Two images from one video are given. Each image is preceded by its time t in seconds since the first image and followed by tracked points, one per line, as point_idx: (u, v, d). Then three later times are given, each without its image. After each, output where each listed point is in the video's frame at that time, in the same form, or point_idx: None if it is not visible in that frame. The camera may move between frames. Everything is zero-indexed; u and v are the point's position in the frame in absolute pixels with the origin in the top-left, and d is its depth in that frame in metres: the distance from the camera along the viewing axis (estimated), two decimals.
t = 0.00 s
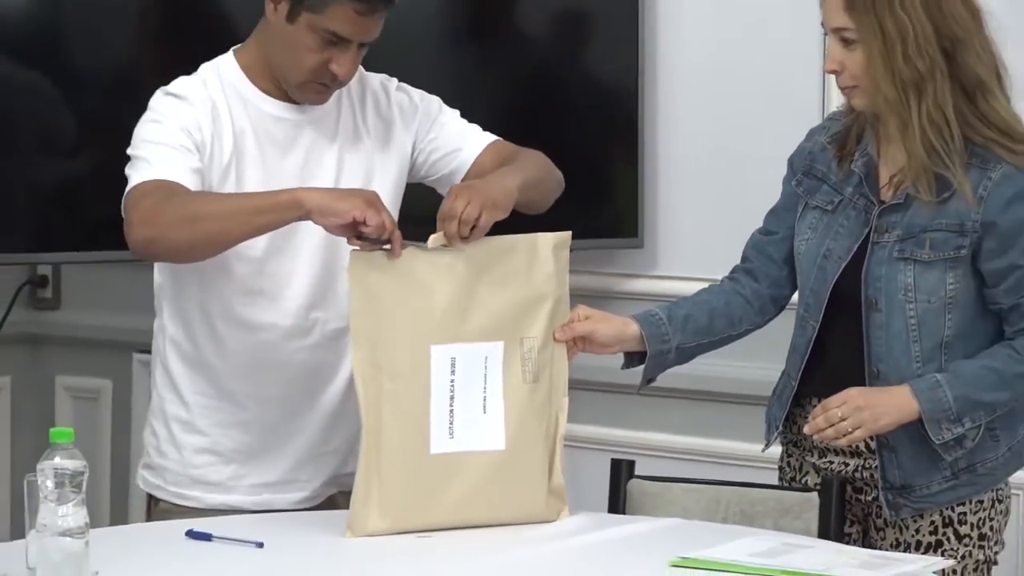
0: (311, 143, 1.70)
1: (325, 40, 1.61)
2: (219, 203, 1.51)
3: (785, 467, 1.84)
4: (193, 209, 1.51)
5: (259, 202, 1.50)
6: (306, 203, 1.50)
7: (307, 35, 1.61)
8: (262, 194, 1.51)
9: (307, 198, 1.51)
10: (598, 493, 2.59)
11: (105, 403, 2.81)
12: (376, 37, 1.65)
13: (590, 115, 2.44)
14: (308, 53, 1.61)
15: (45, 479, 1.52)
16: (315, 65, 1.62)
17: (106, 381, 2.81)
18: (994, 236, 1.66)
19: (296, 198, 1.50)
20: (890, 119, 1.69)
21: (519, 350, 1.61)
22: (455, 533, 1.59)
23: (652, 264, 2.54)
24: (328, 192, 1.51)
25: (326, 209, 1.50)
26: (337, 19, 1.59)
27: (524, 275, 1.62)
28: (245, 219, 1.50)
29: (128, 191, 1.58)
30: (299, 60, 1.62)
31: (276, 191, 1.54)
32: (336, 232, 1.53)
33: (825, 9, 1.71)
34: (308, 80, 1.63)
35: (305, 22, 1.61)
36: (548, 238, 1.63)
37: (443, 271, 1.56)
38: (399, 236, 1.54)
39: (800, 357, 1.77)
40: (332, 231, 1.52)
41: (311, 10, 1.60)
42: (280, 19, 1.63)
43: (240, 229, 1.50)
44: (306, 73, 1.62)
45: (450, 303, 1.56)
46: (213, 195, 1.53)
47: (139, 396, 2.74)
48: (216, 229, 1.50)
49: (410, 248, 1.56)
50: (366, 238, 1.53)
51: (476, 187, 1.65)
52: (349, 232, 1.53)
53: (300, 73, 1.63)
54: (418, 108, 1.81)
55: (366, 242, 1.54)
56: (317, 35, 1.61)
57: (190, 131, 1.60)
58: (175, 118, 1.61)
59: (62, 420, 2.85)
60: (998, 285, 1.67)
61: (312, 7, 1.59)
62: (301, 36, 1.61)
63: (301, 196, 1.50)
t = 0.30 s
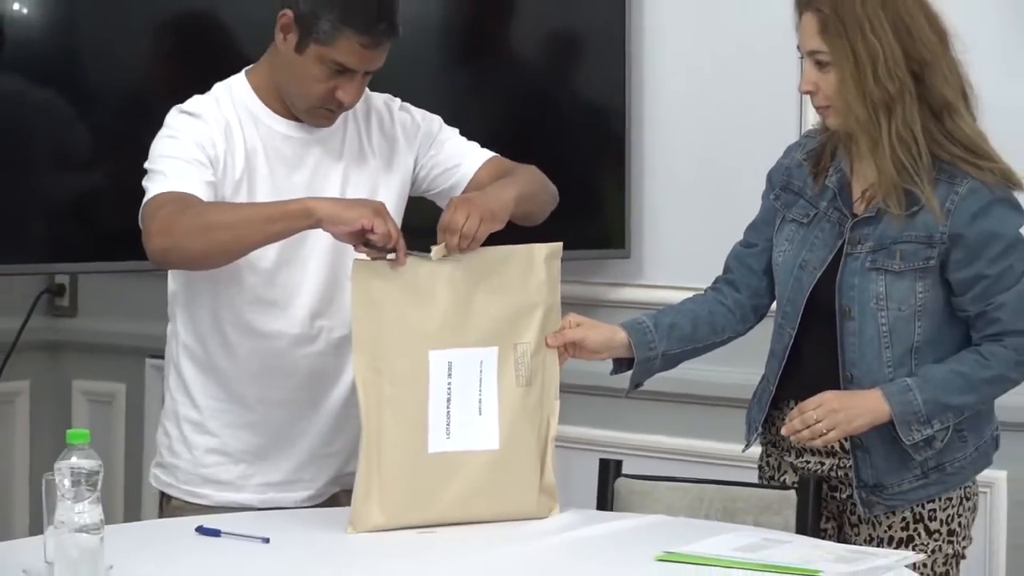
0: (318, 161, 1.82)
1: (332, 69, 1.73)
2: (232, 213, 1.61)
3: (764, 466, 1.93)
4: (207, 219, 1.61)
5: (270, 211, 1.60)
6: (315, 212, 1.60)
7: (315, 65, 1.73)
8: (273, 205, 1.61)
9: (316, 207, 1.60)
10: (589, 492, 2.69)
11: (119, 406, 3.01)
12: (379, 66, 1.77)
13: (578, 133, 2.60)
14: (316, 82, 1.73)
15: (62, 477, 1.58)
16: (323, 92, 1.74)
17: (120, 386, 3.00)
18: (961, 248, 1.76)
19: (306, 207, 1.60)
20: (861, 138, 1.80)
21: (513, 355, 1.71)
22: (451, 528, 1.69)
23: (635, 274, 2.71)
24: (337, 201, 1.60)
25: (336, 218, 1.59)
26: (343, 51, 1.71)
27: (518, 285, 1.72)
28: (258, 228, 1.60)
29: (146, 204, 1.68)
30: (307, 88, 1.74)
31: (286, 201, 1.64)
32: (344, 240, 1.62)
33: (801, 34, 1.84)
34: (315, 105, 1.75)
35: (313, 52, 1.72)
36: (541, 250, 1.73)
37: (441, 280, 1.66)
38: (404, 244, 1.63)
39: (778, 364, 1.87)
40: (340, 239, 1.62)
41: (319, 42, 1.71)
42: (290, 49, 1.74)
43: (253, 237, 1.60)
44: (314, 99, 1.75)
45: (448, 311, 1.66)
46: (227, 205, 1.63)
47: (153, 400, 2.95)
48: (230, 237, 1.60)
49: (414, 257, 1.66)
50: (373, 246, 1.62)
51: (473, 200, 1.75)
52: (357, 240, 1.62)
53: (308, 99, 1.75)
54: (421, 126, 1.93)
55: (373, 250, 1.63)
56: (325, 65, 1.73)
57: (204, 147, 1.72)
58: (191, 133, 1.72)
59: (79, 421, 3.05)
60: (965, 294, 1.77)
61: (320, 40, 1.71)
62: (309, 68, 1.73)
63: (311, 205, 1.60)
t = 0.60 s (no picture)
0: (312, 170, 1.92)
1: (326, 86, 1.83)
2: (238, 216, 1.70)
3: (735, 458, 2.03)
4: (215, 220, 1.70)
5: (275, 215, 1.69)
6: (318, 217, 1.69)
7: (310, 82, 1.83)
8: (277, 210, 1.70)
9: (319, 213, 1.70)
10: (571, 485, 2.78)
11: (122, 404, 3.13)
12: (371, 81, 1.87)
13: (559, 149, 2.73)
14: (311, 98, 1.83)
15: (69, 471, 1.67)
16: (318, 107, 1.84)
17: (123, 385, 3.12)
18: (920, 251, 1.86)
19: (309, 212, 1.69)
20: (825, 147, 1.90)
21: (497, 355, 1.81)
22: (438, 520, 1.78)
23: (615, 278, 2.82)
24: (339, 208, 1.70)
25: (338, 223, 1.69)
26: (337, 69, 1.81)
27: (502, 288, 1.82)
28: (263, 231, 1.69)
29: (153, 207, 1.77)
30: (303, 103, 1.84)
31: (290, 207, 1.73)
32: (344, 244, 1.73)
33: (769, 49, 1.94)
34: (310, 119, 1.86)
35: (308, 70, 1.82)
36: (523, 255, 1.84)
37: (430, 283, 1.76)
38: (401, 250, 1.74)
39: (747, 361, 1.97)
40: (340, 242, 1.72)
41: (314, 60, 1.81)
42: (286, 66, 1.84)
43: (257, 239, 1.69)
44: (309, 113, 1.85)
45: (435, 313, 1.76)
46: (233, 209, 1.72)
47: (156, 399, 3.08)
48: (236, 237, 1.69)
49: (409, 263, 1.76)
50: (371, 249, 1.73)
51: (460, 209, 1.85)
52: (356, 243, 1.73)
53: (303, 114, 1.85)
54: (409, 137, 2.04)
55: (370, 254, 1.74)
56: (319, 82, 1.82)
57: (207, 155, 1.82)
58: (194, 142, 1.82)
59: (83, 417, 3.18)
60: (924, 294, 1.86)
61: (315, 58, 1.81)
62: (305, 85, 1.83)
63: (314, 210, 1.69)
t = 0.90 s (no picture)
0: (318, 184, 2.02)
1: (332, 104, 1.93)
2: (246, 227, 1.80)
3: (718, 459, 2.13)
4: (224, 231, 1.80)
5: (282, 228, 1.79)
6: (323, 231, 1.79)
7: (317, 100, 1.92)
8: (284, 223, 1.80)
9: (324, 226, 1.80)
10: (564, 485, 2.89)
11: (134, 407, 3.31)
12: (376, 100, 1.96)
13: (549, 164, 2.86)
14: (317, 115, 1.93)
15: (83, 470, 1.78)
16: (324, 125, 1.94)
17: (135, 390, 3.29)
18: (893, 261, 1.95)
19: (314, 227, 1.79)
20: (804, 162, 1.99)
21: (493, 360, 1.92)
22: (435, 517, 1.88)
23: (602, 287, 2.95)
24: (344, 222, 1.80)
25: (343, 237, 1.79)
26: (343, 89, 1.90)
27: (498, 296, 1.92)
28: (271, 242, 1.79)
29: (167, 215, 1.87)
30: (310, 121, 1.94)
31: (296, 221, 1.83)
32: (348, 256, 1.82)
33: (751, 69, 2.03)
34: (317, 136, 1.95)
35: (316, 89, 1.92)
36: (517, 265, 1.94)
37: (430, 291, 1.86)
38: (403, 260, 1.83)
39: (730, 366, 2.07)
40: (344, 254, 1.81)
41: (321, 80, 1.91)
42: (294, 85, 1.94)
43: (264, 251, 1.79)
44: (316, 130, 1.95)
45: (435, 320, 1.86)
46: (243, 220, 1.82)
47: (166, 401, 3.25)
48: (244, 248, 1.79)
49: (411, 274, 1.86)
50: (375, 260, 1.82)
51: (462, 223, 1.95)
52: (361, 255, 1.81)
53: (310, 130, 1.95)
54: (410, 154, 2.15)
55: (375, 265, 1.84)
56: (326, 100, 1.92)
57: (219, 169, 1.92)
58: (207, 157, 1.92)
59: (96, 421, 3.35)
60: (897, 303, 1.96)
61: (322, 78, 1.91)
62: (311, 103, 1.93)
63: (319, 224, 1.79)
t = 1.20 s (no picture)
0: (324, 197, 2.12)
1: (335, 118, 2.02)
2: (260, 239, 1.89)
3: (704, 457, 2.24)
4: (238, 242, 1.89)
5: (294, 241, 1.89)
6: (332, 246, 1.89)
7: (320, 114, 2.02)
8: (295, 237, 1.90)
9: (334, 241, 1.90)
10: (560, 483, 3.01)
11: (148, 409, 3.50)
12: (377, 114, 2.06)
13: (546, 174, 3.00)
14: (321, 130, 2.03)
15: (99, 470, 1.89)
16: (328, 139, 2.04)
17: (149, 392, 3.49)
18: (871, 270, 2.04)
19: (324, 241, 1.89)
20: (787, 176, 2.09)
21: (491, 364, 2.02)
22: (435, 513, 1.98)
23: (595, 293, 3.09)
24: (351, 238, 1.90)
25: (352, 250, 1.89)
26: (344, 103, 2.01)
27: (495, 303, 2.03)
28: (283, 254, 1.88)
29: (182, 225, 1.96)
30: (315, 135, 2.04)
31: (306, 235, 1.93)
32: (355, 268, 1.92)
33: (736, 87, 2.14)
34: (321, 149, 2.05)
35: (319, 104, 2.02)
36: (513, 274, 2.05)
37: (430, 298, 1.97)
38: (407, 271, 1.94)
39: (716, 369, 2.18)
40: (351, 267, 1.91)
41: (323, 95, 2.01)
42: (299, 101, 2.04)
43: (276, 262, 1.88)
44: (320, 143, 2.04)
45: (434, 326, 1.97)
46: (256, 233, 1.91)
47: (179, 402, 3.44)
48: (257, 258, 1.88)
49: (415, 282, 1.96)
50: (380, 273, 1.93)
51: (464, 233, 2.05)
52: (367, 267, 1.92)
53: (314, 143, 2.04)
54: (413, 169, 2.26)
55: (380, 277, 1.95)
56: (328, 115, 2.02)
57: (231, 183, 2.01)
58: (219, 171, 2.02)
59: (113, 421, 3.55)
60: (874, 310, 2.06)
61: (325, 93, 2.01)
62: (315, 118, 2.03)
63: (329, 239, 1.89)
